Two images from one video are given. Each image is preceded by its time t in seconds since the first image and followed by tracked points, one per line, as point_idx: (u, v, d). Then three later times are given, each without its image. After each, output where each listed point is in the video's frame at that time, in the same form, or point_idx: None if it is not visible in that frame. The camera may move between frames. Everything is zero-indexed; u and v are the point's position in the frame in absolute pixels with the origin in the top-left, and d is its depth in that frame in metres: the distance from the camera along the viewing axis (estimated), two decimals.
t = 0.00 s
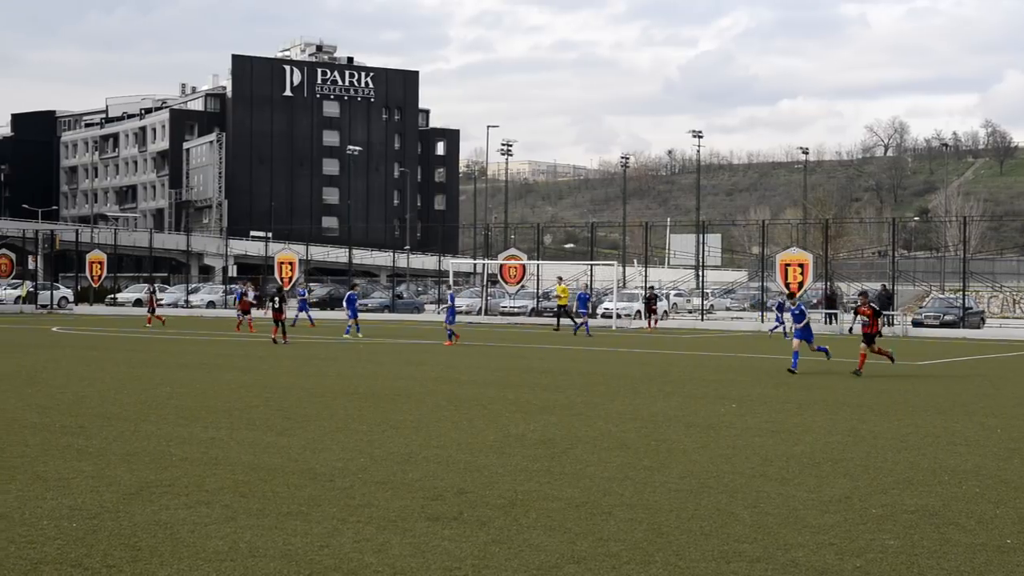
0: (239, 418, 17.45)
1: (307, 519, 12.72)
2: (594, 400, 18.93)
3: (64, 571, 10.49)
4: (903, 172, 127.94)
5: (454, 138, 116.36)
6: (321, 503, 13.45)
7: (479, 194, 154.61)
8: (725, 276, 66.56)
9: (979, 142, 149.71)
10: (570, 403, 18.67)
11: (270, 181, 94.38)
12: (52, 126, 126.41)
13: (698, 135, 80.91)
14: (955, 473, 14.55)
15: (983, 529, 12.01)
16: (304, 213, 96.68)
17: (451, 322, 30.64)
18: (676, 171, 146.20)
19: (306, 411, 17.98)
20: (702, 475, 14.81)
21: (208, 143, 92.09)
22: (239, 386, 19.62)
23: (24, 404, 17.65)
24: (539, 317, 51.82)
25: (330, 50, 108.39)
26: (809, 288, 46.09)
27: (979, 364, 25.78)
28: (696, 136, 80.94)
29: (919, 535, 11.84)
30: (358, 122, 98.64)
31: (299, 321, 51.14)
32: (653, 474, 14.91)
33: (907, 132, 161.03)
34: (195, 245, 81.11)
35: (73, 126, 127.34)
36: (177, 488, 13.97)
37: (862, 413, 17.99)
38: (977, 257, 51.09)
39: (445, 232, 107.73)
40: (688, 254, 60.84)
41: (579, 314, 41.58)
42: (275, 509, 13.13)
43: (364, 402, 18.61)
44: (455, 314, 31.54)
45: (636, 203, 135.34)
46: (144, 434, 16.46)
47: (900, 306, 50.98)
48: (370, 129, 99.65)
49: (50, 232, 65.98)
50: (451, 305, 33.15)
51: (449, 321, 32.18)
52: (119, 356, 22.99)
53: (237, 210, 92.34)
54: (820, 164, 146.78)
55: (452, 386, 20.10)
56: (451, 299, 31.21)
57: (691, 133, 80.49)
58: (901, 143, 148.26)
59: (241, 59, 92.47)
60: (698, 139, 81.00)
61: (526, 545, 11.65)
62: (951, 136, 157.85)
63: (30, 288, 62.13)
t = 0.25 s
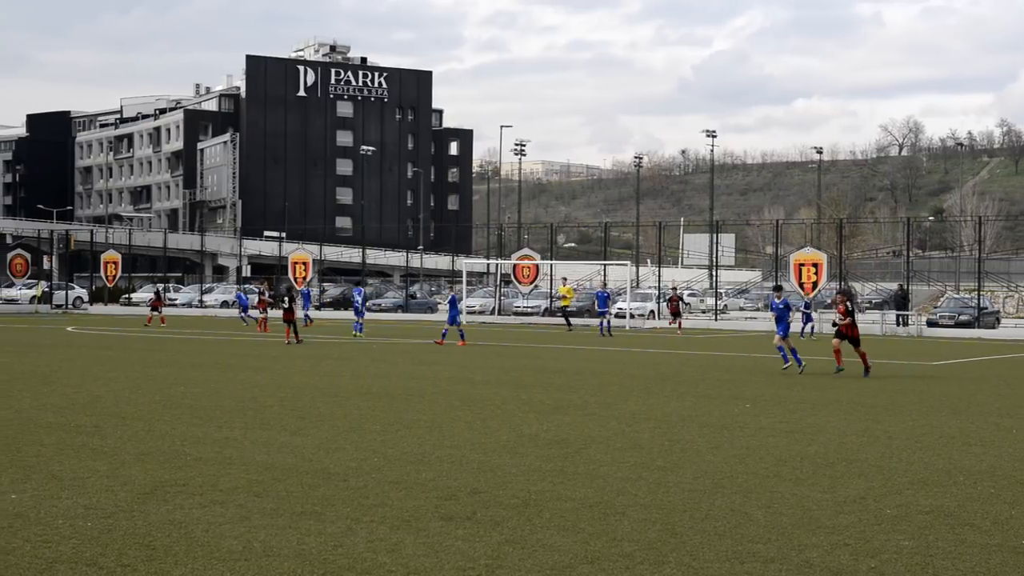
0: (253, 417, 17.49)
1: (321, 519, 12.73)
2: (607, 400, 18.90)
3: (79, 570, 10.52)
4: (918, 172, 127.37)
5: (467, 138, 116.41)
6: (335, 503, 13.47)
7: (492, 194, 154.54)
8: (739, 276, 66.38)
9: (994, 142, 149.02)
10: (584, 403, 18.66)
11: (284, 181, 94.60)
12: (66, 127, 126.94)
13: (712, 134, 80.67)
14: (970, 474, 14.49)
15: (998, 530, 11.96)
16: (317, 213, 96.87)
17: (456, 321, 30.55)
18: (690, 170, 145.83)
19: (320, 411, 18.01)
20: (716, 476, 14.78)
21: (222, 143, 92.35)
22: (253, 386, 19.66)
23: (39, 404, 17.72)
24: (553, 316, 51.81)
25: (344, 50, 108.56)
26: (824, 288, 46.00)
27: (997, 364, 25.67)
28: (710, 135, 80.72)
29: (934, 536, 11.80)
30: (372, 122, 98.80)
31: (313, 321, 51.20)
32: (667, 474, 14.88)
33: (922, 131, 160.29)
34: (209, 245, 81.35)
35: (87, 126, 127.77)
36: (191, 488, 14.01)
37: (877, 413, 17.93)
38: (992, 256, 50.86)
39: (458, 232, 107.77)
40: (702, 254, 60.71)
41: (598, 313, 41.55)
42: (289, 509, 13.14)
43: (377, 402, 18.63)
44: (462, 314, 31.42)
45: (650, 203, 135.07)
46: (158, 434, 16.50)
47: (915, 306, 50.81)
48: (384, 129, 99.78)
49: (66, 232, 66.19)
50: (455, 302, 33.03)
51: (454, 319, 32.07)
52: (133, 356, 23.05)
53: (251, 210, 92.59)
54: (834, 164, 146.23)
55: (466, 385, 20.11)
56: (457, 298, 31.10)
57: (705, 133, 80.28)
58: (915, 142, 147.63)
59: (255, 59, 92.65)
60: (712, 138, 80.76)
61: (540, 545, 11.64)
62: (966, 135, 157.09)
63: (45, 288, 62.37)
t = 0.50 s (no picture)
0: (266, 417, 17.53)
1: (334, 518, 12.75)
2: (619, 400, 18.89)
3: (94, 569, 10.56)
4: (932, 172, 126.92)
5: (480, 139, 116.50)
6: (348, 502, 13.49)
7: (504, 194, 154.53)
8: (752, 275, 66.25)
9: (1009, 141, 148.38)
10: (597, 404, 18.66)
11: (298, 182, 94.82)
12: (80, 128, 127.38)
13: (725, 134, 80.53)
14: (984, 474, 14.45)
15: (1015, 531, 11.91)
16: (331, 213, 97.06)
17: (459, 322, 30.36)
18: (703, 171, 145.56)
19: (332, 411, 18.04)
20: (728, 476, 14.77)
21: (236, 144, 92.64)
22: (266, 386, 19.69)
23: (53, 404, 17.78)
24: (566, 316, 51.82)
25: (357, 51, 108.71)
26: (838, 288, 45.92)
27: (1013, 364, 25.61)
28: (723, 135, 80.63)
29: (948, 537, 11.76)
30: (385, 122, 98.99)
31: (326, 321, 51.26)
32: (680, 474, 14.88)
33: (937, 131, 159.69)
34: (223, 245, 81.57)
35: (101, 127, 128.18)
36: (205, 487, 14.05)
37: (891, 412, 17.90)
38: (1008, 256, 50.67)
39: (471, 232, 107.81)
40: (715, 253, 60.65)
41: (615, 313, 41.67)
42: (302, 508, 13.16)
43: (390, 402, 18.65)
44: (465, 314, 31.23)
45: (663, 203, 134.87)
46: (172, 433, 16.55)
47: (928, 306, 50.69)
48: (397, 130, 99.94)
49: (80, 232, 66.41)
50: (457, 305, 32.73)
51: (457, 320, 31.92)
52: (147, 356, 23.11)
53: (265, 211, 92.85)
54: (848, 164, 145.76)
55: (478, 385, 20.13)
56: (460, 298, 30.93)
57: (718, 133, 80.20)
58: (930, 142, 147.06)
59: (269, 60, 92.86)
60: (724, 138, 80.66)
61: (553, 545, 11.64)
62: (981, 135, 156.50)
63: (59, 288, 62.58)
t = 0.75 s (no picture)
0: (284, 417, 17.57)
1: (352, 518, 12.76)
2: (637, 400, 18.87)
3: (114, 567, 10.61)
4: (951, 171, 126.25)
5: (497, 139, 116.53)
6: (366, 502, 13.51)
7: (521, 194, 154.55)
8: (770, 275, 66.12)
9: None
10: (614, 404, 18.63)
11: (315, 182, 95.05)
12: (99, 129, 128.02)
13: (742, 134, 80.38)
14: (1003, 475, 14.38)
15: None
16: (348, 213, 97.27)
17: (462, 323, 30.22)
18: (720, 170, 145.19)
19: (349, 410, 18.08)
20: (746, 476, 14.74)
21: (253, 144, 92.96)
22: (284, 386, 19.73)
23: (72, 403, 17.87)
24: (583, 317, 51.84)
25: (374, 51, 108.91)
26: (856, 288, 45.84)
27: None
28: (741, 135, 80.44)
29: (968, 538, 11.71)
30: (401, 122, 99.16)
31: (343, 321, 51.35)
32: (697, 474, 14.87)
33: (956, 130, 158.84)
34: (241, 245, 81.84)
35: (119, 128, 128.70)
36: (223, 486, 14.09)
37: (909, 413, 17.84)
38: None
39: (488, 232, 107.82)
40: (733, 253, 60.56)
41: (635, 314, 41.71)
42: (320, 508, 13.20)
43: (408, 401, 18.67)
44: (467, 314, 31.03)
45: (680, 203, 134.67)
46: (191, 433, 16.61)
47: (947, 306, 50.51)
48: (414, 130, 100.07)
49: (99, 232, 66.70)
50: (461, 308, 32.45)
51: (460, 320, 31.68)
52: (165, 356, 23.19)
53: (281, 211, 93.12)
54: (866, 164, 145.17)
55: (495, 385, 20.13)
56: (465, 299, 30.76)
57: (736, 133, 80.05)
58: (949, 141, 146.34)
59: (285, 60, 93.11)
60: (742, 138, 80.50)
61: (570, 545, 11.64)
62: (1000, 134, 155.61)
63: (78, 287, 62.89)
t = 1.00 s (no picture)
0: (301, 417, 17.58)
1: (368, 518, 12.78)
2: (652, 401, 18.85)
3: (130, 567, 10.63)
4: (967, 171, 125.61)
5: (512, 139, 116.55)
6: (381, 502, 13.52)
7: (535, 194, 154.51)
8: (785, 275, 66.02)
9: None
10: (629, 404, 18.63)
11: (331, 182, 95.29)
12: (115, 129, 128.50)
13: (758, 133, 80.21)
14: (1020, 476, 14.31)
15: None
16: (363, 213, 97.46)
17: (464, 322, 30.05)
18: (735, 170, 144.84)
19: (364, 410, 18.09)
20: (762, 476, 14.70)
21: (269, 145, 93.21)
22: (299, 386, 19.75)
23: (89, 403, 17.94)
24: (598, 317, 51.88)
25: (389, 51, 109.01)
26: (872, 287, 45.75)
27: None
28: (756, 135, 80.24)
29: (986, 539, 11.67)
30: (416, 122, 99.28)
31: (359, 321, 51.42)
32: (713, 474, 14.84)
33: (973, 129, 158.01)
34: (256, 245, 82.08)
35: (135, 129, 129.15)
36: (239, 486, 14.11)
37: (925, 413, 17.78)
38: None
39: (503, 232, 107.85)
40: (749, 253, 60.48)
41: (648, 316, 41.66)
42: (335, 507, 13.22)
43: (424, 401, 18.69)
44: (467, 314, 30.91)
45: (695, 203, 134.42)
46: (207, 432, 16.65)
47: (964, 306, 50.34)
48: (429, 130, 100.19)
49: (115, 232, 66.95)
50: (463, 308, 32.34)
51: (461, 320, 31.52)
52: (181, 355, 23.26)
53: (296, 211, 93.41)
54: (882, 164, 144.62)
55: (510, 385, 20.14)
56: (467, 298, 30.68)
57: (752, 133, 79.85)
58: (965, 141, 145.61)
59: (300, 61, 93.31)
60: (758, 138, 80.29)
61: (585, 545, 11.63)
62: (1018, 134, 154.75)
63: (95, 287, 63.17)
